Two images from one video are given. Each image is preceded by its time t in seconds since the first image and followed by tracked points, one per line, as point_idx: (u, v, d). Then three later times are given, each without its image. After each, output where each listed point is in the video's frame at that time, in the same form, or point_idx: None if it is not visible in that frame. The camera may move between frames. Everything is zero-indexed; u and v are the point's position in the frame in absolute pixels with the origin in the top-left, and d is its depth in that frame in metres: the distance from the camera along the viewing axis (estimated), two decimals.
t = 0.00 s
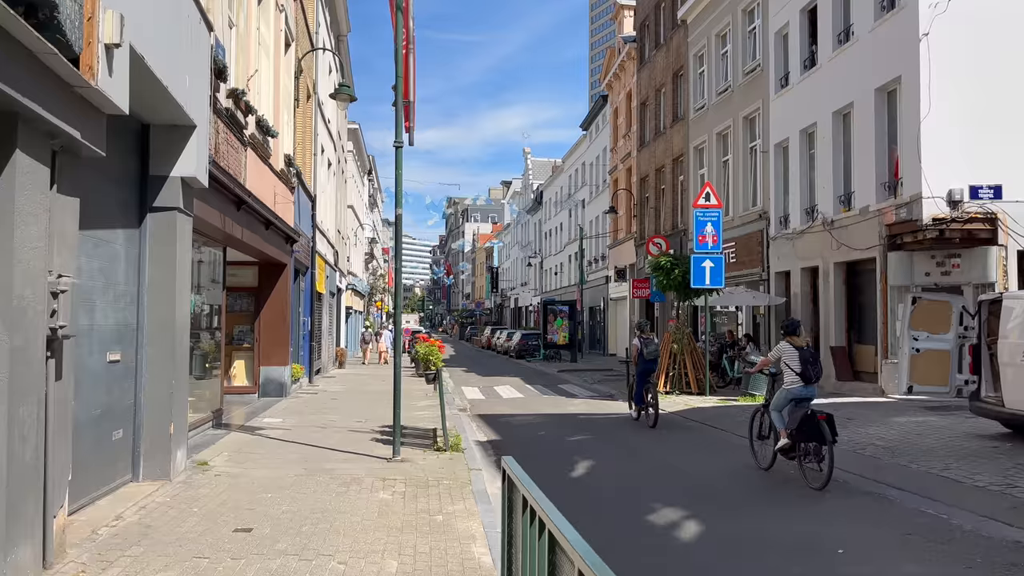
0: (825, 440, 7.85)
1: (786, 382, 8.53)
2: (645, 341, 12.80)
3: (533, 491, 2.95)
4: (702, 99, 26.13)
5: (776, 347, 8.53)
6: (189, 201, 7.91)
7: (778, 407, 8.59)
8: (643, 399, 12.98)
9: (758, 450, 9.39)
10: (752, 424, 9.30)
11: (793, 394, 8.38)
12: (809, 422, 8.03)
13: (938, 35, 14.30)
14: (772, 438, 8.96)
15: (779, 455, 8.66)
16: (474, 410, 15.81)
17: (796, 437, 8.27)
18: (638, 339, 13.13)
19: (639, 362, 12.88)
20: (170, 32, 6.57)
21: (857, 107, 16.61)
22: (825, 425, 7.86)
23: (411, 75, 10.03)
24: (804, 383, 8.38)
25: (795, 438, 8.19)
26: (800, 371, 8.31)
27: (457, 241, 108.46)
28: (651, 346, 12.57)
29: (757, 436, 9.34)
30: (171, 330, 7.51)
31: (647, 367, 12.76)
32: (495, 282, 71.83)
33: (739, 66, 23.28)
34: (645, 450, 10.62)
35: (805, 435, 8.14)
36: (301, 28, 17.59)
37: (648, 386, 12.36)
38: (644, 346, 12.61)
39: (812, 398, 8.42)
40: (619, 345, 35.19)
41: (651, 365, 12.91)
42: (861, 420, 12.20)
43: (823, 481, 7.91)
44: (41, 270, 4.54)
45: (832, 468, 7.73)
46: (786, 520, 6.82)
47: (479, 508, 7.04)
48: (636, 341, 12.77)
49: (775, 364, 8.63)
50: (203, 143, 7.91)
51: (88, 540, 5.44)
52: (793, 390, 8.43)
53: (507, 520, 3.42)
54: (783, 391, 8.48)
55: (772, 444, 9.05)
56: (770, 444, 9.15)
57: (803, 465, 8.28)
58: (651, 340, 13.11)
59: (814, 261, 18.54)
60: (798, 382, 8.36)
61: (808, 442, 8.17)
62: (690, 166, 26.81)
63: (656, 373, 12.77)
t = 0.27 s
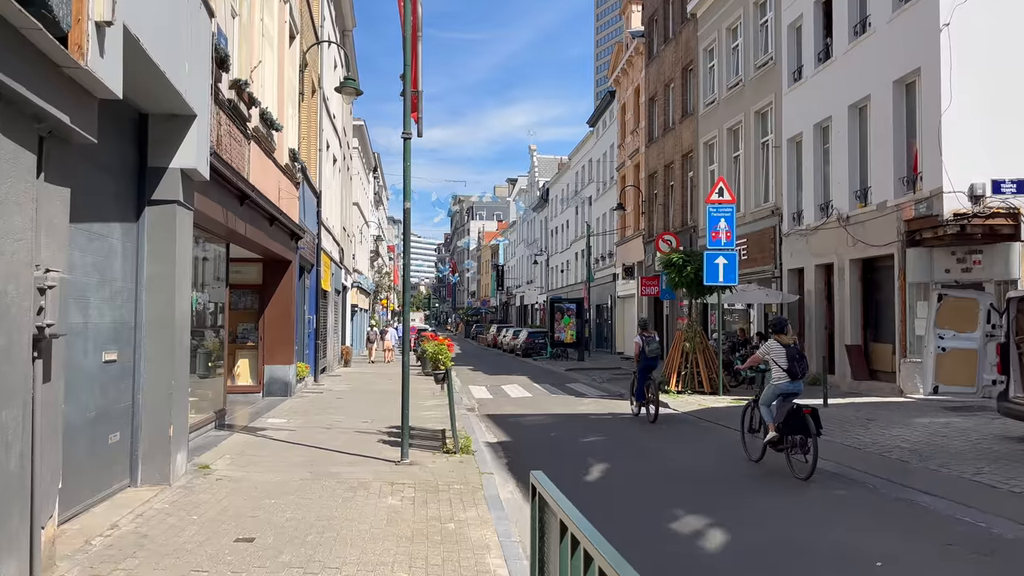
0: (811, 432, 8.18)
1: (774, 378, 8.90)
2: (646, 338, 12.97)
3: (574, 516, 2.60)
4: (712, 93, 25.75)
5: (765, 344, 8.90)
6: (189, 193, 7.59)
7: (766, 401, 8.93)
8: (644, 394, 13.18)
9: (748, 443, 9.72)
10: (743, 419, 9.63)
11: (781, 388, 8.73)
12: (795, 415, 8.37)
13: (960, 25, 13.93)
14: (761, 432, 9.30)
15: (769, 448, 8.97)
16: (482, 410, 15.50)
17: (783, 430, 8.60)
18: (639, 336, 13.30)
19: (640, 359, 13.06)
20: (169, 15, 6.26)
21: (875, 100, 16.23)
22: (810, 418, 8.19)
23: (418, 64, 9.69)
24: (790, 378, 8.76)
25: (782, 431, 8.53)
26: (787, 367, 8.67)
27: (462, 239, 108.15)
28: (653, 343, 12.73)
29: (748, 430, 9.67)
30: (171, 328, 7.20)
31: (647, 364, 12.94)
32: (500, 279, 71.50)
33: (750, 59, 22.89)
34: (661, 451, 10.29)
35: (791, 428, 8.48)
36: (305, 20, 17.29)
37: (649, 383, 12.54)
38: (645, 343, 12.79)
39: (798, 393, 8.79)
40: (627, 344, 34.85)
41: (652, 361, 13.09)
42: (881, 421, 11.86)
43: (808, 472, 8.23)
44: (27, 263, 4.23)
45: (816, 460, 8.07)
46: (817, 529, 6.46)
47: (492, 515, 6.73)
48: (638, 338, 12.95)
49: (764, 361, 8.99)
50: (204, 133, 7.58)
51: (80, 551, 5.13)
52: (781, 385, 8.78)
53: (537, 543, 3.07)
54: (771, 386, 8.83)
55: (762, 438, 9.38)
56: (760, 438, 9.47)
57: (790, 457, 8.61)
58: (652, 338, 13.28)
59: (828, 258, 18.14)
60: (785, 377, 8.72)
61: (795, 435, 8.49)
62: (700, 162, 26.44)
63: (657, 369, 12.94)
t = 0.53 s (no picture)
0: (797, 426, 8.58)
1: (763, 376, 9.34)
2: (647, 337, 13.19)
3: (617, 555, 2.26)
4: (722, 89, 25.38)
5: (754, 344, 9.37)
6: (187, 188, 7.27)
7: (755, 398, 9.36)
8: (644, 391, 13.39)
9: (739, 439, 10.12)
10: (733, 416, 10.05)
11: (768, 385, 9.16)
12: (782, 410, 8.78)
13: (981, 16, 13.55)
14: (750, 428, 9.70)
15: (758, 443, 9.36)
16: (491, 411, 15.19)
17: (770, 425, 9.03)
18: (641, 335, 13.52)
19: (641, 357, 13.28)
20: None
21: (892, 94, 15.85)
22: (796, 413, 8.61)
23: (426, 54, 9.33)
24: (778, 376, 9.22)
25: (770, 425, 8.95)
26: (775, 364, 9.13)
27: (468, 238, 107.85)
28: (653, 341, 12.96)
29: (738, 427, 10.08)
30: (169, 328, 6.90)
31: (648, 361, 13.16)
32: (507, 278, 71.17)
33: (762, 54, 22.53)
34: (677, 455, 9.97)
35: (778, 423, 8.89)
36: (310, 14, 17.00)
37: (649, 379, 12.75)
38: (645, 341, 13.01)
39: (786, 391, 9.23)
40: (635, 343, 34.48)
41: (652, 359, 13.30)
42: (902, 423, 11.50)
43: (794, 464, 8.62)
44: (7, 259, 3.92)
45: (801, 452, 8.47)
46: (848, 541, 6.13)
47: (504, 524, 6.41)
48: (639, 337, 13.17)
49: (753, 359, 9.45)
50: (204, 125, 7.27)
51: (68, 566, 4.83)
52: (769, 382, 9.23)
53: None
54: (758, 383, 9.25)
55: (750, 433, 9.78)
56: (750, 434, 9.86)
57: (778, 450, 9.00)
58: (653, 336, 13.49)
59: (843, 255, 17.76)
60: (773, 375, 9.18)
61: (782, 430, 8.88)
62: (709, 159, 26.07)
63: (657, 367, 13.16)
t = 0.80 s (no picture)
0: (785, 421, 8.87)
1: (750, 372, 9.65)
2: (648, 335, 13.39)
3: None
4: (734, 84, 24.96)
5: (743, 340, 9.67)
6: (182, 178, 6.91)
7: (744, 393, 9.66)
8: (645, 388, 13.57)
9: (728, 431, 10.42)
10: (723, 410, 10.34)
11: (756, 381, 9.46)
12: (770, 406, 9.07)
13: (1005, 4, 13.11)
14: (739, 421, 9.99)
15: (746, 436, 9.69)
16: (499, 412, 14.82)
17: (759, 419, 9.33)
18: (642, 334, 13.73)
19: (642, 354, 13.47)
20: None
21: (911, 86, 15.42)
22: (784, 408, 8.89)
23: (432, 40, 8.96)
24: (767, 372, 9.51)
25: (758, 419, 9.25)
26: (764, 361, 9.43)
27: (474, 237, 107.48)
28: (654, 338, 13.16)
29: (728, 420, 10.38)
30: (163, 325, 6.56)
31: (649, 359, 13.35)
32: (514, 277, 70.74)
33: (774, 47, 22.09)
34: (693, 458, 9.59)
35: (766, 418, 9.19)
36: (314, 7, 16.67)
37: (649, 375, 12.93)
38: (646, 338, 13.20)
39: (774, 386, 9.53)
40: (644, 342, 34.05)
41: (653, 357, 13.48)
42: (925, 425, 11.09)
43: (782, 457, 8.93)
44: None
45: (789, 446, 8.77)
46: (880, 551, 5.77)
47: (515, 533, 6.06)
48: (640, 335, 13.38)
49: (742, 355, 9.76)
50: (200, 113, 6.93)
51: None
52: (758, 377, 9.53)
53: None
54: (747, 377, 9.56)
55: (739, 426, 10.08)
56: (739, 428, 10.18)
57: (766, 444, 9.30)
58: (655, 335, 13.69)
59: (859, 252, 17.33)
60: (762, 371, 9.47)
61: (771, 425, 9.17)
62: (720, 155, 25.64)
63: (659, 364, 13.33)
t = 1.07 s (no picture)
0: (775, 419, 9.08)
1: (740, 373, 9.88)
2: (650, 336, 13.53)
3: None
4: (746, 81, 24.56)
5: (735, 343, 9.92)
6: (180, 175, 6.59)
7: (734, 392, 9.89)
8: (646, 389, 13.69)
9: (720, 430, 10.66)
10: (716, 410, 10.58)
11: (746, 381, 9.69)
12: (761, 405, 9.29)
13: None
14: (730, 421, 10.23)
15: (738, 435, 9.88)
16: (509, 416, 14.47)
17: (749, 418, 9.56)
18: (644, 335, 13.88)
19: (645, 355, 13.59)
20: None
21: (931, 82, 15.02)
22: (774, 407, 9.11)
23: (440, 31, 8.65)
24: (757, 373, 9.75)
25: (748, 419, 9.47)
26: (755, 362, 9.66)
27: (481, 237, 107.14)
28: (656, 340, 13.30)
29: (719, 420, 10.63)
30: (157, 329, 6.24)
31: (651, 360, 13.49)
32: (521, 277, 70.34)
33: (788, 44, 21.69)
34: (712, 466, 9.24)
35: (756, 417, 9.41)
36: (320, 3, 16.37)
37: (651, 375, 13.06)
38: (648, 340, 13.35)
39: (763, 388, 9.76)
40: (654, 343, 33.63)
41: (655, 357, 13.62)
42: (951, 432, 10.70)
43: (771, 454, 9.15)
44: None
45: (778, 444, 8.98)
46: (919, 568, 5.42)
47: (530, 548, 5.72)
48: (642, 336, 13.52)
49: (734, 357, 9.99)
50: (199, 107, 6.62)
51: None
52: (748, 378, 9.76)
53: None
54: (740, 378, 9.83)
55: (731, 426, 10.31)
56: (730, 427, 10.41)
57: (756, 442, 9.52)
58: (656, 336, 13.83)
59: (877, 252, 16.93)
60: (753, 372, 9.70)
61: (761, 423, 9.37)
62: (732, 153, 25.24)
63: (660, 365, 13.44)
